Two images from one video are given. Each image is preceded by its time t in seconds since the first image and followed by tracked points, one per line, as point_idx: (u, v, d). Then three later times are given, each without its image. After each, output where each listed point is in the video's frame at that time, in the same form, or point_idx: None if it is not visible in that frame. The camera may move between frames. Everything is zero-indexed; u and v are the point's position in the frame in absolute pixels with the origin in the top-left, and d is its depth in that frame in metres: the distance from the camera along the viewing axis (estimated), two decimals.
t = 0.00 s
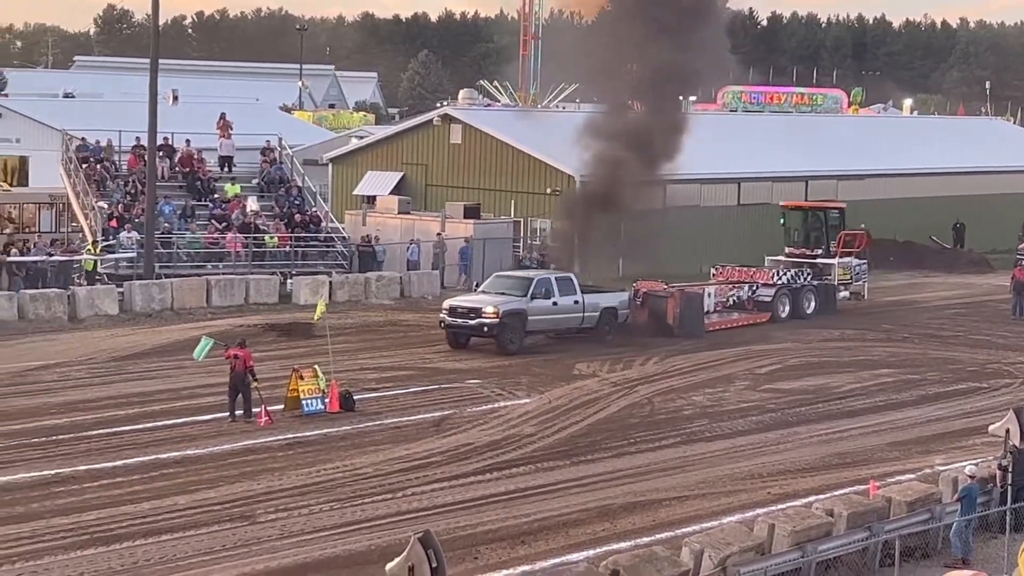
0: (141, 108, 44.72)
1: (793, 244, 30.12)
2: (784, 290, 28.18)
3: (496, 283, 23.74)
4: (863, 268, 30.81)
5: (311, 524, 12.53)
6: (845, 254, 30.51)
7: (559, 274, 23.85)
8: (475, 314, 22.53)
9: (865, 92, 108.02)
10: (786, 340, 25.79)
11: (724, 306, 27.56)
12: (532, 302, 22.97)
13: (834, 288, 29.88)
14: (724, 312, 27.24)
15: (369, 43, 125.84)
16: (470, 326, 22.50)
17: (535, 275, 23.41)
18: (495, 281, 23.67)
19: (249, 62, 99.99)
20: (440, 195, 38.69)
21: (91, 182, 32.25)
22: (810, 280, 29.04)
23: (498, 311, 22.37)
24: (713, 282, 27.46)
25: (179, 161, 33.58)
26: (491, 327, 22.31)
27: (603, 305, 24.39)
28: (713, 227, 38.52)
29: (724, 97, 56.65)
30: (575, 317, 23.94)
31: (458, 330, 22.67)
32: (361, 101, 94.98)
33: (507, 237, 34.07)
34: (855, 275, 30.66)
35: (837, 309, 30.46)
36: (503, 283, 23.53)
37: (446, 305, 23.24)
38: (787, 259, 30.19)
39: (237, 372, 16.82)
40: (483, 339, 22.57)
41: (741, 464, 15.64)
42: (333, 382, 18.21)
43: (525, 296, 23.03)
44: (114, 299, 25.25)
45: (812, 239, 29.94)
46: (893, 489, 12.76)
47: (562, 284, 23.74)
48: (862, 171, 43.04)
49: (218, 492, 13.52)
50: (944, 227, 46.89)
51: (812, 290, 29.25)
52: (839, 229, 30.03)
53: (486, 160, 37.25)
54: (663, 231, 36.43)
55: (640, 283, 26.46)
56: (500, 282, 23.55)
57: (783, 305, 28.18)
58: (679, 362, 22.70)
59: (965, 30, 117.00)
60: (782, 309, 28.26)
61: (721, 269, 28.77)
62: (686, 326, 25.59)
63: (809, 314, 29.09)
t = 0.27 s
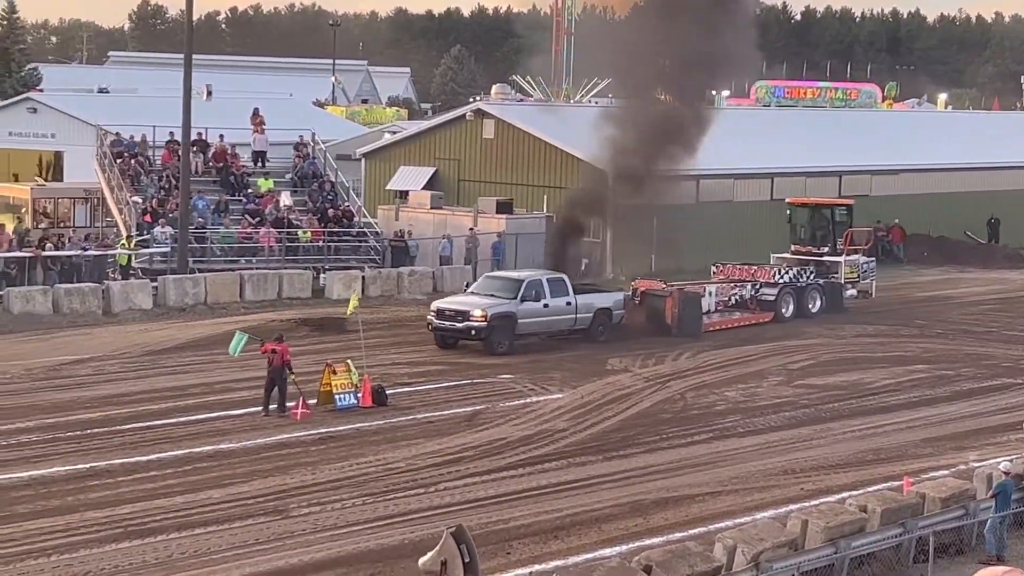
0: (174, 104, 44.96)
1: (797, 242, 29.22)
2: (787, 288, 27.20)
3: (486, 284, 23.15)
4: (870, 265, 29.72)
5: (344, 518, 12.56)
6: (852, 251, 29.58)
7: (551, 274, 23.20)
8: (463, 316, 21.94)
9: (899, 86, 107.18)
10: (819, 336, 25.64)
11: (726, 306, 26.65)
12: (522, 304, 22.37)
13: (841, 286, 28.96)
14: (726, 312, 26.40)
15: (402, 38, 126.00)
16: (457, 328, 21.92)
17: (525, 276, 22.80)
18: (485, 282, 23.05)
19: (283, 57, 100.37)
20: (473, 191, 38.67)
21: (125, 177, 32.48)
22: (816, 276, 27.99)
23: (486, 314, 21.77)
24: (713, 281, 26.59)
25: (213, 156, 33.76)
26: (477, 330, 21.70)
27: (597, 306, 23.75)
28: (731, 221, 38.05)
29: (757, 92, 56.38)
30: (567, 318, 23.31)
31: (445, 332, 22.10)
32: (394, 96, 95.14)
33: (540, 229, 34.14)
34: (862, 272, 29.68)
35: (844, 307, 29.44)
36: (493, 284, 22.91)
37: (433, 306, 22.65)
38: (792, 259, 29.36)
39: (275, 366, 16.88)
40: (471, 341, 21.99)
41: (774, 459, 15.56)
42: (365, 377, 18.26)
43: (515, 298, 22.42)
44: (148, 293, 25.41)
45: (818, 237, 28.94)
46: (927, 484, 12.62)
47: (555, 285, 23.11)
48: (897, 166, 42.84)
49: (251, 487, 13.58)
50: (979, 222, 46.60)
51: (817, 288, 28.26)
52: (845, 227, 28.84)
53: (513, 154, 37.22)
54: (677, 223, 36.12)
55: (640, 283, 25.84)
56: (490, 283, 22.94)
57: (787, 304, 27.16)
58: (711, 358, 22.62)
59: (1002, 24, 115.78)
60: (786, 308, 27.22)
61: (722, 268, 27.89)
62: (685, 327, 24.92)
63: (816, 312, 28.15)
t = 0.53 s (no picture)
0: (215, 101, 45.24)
1: (807, 242, 28.09)
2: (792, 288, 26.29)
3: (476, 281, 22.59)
4: (882, 265, 28.48)
5: (383, 513, 12.61)
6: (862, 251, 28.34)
7: (544, 271, 22.63)
8: (450, 313, 21.38)
9: (940, 81, 106.13)
10: (859, 332, 25.46)
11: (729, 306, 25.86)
12: (512, 301, 21.79)
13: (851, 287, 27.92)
14: (729, 312, 25.62)
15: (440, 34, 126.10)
16: (445, 326, 21.35)
17: (515, 273, 22.23)
18: (476, 279, 22.49)
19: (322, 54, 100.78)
20: (512, 186, 38.64)
21: (166, 172, 32.75)
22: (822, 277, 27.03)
23: (473, 311, 21.20)
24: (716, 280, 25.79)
25: (253, 152, 34.00)
26: (465, 328, 21.13)
27: (591, 303, 23.14)
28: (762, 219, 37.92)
29: (796, 88, 56.06)
30: (560, 316, 22.73)
31: (432, 330, 21.53)
32: (433, 92, 95.28)
33: (583, 224, 33.94)
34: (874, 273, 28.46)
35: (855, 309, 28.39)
36: (484, 280, 22.35)
37: (421, 304, 22.11)
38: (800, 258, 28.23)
39: (318, 361, 16.96)
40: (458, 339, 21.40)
41: (813, 456, 15.46)
42: (403, 372, 18.31)
43: (505, 295, 21.85)
44: (188, 288, 25.61)
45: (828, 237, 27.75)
46: (968, 482, 12.48)
47: (546, 282, 22.53)
48: (937, 163, 42.61)
49: (292, 481, 13.67)
50: (1019, 219, 46.31)
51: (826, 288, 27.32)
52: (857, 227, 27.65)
53: (548, 151, 37.19)
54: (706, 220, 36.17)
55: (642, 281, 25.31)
56: (481, 279, 22.37)
57: (794, 304, 26.29)
58: (750, 354, 22.51)
59: None
60: (792, 309, 26.39)
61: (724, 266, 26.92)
62: (684, 327, 24.29)
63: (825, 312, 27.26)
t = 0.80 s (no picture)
0: (263, 98, 45.56)
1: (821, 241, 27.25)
2: (801, 290, 25.45)
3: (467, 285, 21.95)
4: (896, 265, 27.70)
5: (428, 510, 12.64)
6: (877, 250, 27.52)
7: (536, 274, 21.98)
8: (437, 319, 20.75)
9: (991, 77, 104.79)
10: (907, 330, 25.20)
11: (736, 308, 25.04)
12: (503, 306, 21.14)
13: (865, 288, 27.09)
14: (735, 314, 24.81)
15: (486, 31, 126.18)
16: (433, 333, 20.72)
17: (506, 277, 21.57)
18: (467, 283, 21.86)
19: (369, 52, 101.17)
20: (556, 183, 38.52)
21: (213, 170, 33.05)
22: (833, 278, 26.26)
23: (462, 317, 20.57)
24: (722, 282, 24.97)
25: (298, 150, 34.21)
26: (453, 335, 20.49)
27: (587, 307, 22.43)
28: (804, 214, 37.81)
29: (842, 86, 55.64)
30: (555, 320, 22.04)
31: (420, 337, 20.90)
32: (478, 90, 95.40)
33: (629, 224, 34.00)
34: (888, 273, 27.66)
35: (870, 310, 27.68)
36: (475, 285, 21.72)
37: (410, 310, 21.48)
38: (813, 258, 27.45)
39: (366, 358, 17.00)
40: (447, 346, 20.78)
41: (861, 455, 15.31)
42: (448, 369, 18.33)
43: (495, 300, 21.20)
44: (235, 285, 25.81)
45: (842, 236, 26.94)
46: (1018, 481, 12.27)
47: (539, 286, 21.85)
48: (986, 161, 42.34)
49: (337, 477, 13.73)
50: None
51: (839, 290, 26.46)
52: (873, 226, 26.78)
53: (592, 148, 37.02)
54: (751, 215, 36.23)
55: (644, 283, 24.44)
56: (472, 284, 21.73)
57: (804, 306, 25.46)
58: (797, 352, 22.34)
59: None
60: (802, 311, 25.51)
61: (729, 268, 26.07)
62: (687, 330, 23.49)
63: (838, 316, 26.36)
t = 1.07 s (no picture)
0: (315, 95, 45.82)
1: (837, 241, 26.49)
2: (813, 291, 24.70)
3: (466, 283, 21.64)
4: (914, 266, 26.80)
5: (478, 507, 12.66)
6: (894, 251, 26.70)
7: (535, 273, 21.54)
8: (431, 318, 20.47)
9: None
10: (963, 329, 24.88)
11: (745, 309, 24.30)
12: (497, 306, 20.77)
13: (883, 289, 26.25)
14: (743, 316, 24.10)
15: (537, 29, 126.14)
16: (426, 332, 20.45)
17: (503, 276, 21.19)
18: (465, 281, 21.55)
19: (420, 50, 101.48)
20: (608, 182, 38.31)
21: (265, 167, 33.32)
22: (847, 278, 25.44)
23: (454, 316, 20.26)
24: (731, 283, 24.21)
25: (350, 147, 34.39)
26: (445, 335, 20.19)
27: (588, 308, 21.92)
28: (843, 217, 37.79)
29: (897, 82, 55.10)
30: (554, 321, 21.59)
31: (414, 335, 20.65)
32: (530, 88, 95.38)
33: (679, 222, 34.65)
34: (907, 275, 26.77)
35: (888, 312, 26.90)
36: (470, 284, 21.41)
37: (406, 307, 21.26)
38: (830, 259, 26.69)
39: (421, 356, 17.06)
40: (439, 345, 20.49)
41: (914, 455, 15.13)
42: (498, 366, 18.32)
43: (490, 300, 20.83)
44: (287, 282, 26.00)
45: (859, 236, 26.20)
46: None
47: (537, 285, 21.42)
48: None
49: (388, 474, 13.79)
50: None
51: (853, 291, 25.67)
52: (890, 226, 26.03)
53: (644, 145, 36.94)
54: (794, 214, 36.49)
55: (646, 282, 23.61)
56: (468, 283, 21.45)
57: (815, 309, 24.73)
58: (849, 351, 22.13)
59: None
60: (814, 313, 24.78)
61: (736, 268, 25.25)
62: (691, 332, 22.83)
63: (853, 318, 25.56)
